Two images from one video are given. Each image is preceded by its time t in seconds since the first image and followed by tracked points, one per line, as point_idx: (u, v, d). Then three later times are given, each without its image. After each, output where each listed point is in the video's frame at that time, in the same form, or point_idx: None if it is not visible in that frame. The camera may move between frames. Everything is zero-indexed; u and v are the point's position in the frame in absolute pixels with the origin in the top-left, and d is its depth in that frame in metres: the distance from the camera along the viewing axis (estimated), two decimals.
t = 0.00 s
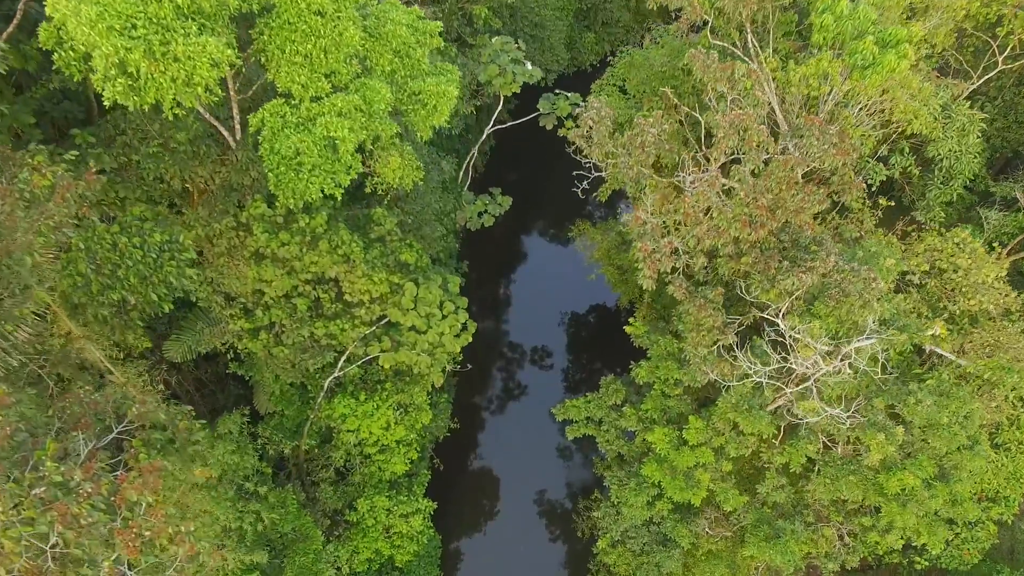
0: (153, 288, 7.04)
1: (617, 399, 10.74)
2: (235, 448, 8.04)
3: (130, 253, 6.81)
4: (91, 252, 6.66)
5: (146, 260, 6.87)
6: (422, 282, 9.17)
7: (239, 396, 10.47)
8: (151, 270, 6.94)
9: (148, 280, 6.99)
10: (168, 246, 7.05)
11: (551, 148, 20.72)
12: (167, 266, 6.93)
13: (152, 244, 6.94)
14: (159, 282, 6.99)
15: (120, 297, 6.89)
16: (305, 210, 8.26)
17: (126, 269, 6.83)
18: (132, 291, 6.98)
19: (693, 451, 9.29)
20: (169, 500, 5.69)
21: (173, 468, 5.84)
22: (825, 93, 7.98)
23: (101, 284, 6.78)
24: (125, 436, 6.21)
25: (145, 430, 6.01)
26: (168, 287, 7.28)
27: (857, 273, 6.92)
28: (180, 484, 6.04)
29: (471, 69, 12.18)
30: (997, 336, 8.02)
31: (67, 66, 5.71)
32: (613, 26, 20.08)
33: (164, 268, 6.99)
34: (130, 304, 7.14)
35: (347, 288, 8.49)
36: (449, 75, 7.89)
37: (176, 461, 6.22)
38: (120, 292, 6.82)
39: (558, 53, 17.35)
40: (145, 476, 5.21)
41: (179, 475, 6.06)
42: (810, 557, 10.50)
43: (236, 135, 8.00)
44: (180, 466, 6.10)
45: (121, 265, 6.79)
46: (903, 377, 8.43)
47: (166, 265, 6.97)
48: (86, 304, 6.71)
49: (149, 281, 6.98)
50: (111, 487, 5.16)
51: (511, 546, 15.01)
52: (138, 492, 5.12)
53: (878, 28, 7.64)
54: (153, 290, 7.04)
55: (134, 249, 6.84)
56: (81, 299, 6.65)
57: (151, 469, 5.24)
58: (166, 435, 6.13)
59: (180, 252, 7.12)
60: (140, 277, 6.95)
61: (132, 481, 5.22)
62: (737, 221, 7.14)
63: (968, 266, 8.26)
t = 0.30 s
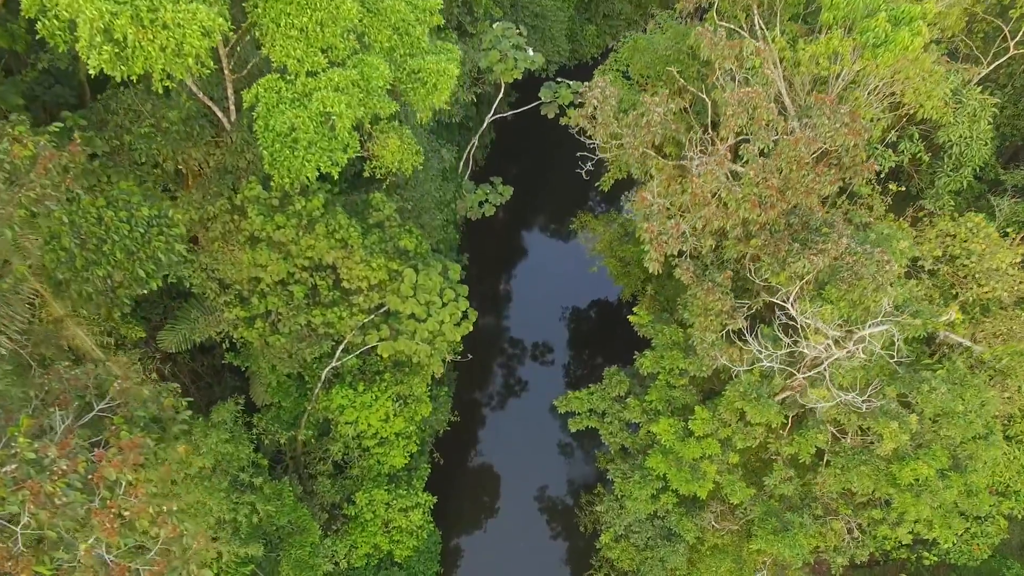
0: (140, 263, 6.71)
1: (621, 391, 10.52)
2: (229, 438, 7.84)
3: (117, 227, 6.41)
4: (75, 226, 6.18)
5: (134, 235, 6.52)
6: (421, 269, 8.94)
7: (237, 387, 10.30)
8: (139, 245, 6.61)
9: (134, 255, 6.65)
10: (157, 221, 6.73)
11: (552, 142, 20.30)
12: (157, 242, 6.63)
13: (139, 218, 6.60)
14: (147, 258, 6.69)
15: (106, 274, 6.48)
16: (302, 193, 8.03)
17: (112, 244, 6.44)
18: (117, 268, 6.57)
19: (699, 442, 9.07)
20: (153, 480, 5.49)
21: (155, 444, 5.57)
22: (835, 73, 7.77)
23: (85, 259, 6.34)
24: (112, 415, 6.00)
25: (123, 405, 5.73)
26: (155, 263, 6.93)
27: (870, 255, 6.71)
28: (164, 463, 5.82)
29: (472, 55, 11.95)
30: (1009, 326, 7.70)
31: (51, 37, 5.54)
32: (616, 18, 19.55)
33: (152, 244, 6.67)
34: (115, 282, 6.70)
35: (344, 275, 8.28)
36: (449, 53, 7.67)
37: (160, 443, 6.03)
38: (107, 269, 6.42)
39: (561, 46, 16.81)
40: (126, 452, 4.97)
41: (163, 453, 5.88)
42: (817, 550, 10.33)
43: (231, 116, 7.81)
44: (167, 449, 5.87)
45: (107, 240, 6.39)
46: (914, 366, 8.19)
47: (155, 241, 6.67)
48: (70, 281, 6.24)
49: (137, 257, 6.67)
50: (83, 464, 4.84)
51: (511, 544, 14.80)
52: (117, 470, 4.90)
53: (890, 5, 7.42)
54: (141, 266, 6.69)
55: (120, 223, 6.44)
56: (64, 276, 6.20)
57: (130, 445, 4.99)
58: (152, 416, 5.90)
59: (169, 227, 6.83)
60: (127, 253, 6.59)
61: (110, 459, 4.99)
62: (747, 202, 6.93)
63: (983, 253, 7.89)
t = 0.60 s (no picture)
0: (127, 240, 6.38)
1: (624, 383, 10.32)
2: (223, 427, 7.65)
3: (102, 202, 6.18)
4: (59, 200, 5.98)
5: (121, 210, 6.26)
6: (421, 256, 8.73)
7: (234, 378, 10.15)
8: (126, 220, 6.31)
9: (121, 231, 6.35)
10: (146, 196, 6.49)
11: (553, 137, 19.95)
12: (145, 217, 6.37)
13: (126, 192, 6.35)
14: (134, 235, 6.38)
15: (92, 251, 6.23)
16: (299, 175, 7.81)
17: (98, 220, 6.21)
18: (104, 245, 6.30)
19: (705, 434, 8.87)
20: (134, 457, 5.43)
21: (136, 421, 5.54)
22: (845, 53, 7.58)
23: (69, 235, 6.10)
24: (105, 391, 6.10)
25: (111, 391, 5.52)
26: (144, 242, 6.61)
27: (882, 238, 6.53)
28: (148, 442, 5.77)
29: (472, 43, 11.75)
30: (1020, 316, 7.46)
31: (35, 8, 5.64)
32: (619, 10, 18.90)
33: (140, 220, 6.40)
34: (102, 261, 6.39)
35: (341, 262, 8.10)
36: (450, 34, 7.48)
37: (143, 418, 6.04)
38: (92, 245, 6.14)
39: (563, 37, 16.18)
40: (104, 428, 4.96)
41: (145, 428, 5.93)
42: (824, 544, 10.17)
43: (226, 98, 7.62)
44: (149, 426, 5.90)
45: (93, 215, 6.17)
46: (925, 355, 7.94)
47: (143, 216, 6.39)
48: (53, 258, 6.01)
49: (123, 234, 6.36)
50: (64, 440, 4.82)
51: (511, 543, 14.61)
52: (96, 446, 4.85)
53: None
54: (128, 243, 6.37)
55: (107, 197, 6.20)
56: (47, 252, 5.99)
57: (110, 421, 4.98)
58: (137, 397, 5.81)
59: (158, 203, 6.56)
60: (113, 229, 6.29)
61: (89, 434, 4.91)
62: (755, 183, 6.74)
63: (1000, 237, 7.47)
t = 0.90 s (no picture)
0: (109, 215, 6.29)
1: (625, 375, 10.12)
2: (216, 417, 7.46)
3: (85, 175, 5.98)
4: (37, 172, 5.65)
5: (106, 184, 6.13)
6: (418, 244, 8.54)
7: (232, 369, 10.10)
8: (110, 195, 6.21)
9: (104, 206, 6.24)
10: (130, 170, 6.41)
11: (552, 134, 19.66)
12: (131, 191, 6.31)
13: (110, 166, 6.21)
14: (119, 210, 6.30)
15: (73, 224, 6.08)
16: (294, 159, 7.63)
17: (81, 193, 6.01)
18: (86, 219, 6.16)
19: (709, 426, 8.67)
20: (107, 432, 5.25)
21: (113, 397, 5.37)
22: (852, 35, 7.41)
23: (49, 209, 5.83)
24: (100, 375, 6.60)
25: (97, 376, 5.32)
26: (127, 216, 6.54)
27: (892, 222, 6.33)
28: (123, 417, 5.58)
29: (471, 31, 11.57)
30: None
31: None
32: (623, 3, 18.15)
33: (125, 194, 6.31)
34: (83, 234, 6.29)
35: (337, 249, 7.92)
36: (449, 14, 7.29)
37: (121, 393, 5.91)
38: (76, 220, 5.98)
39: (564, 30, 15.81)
40: (75, 402, 4.80)
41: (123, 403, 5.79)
42: (829, 540, 10.00)
43: (219, 80, 7.43)
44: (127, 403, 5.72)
45: (75, 188, 5.97)
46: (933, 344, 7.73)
47: (128, 191, 6.32)
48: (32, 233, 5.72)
49: (107, 209, 6.25)
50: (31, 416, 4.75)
51: (511, 542, 14.41)
52: (65, 422, 4.70)
53: None
54: (111, 218, 6.28)
55: (90, 171, 6.00)
56: (27, 227, 5.69)
57: (81, 396, 4.80)
58: (125, 383, 5.61)
59: (143, 176, 6.52)
60: (97, 203, 6.17)
61: (58, 408, 4.73)
62: (762, 164, 6.56)
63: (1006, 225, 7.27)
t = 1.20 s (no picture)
0: (88, 187, 6.24)
1: (626, 367, 9.92)
2: (205, 407, 7.28)
3: (62, 146, 5.88)
4: (11, 141, 5.59)
5: (84, 156, 6.04)
6: (414, 231, 8.34)
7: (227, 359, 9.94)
8: (89, 167, 6.15)
9: (82, 178, 6.18)
10: (110, 142, 6.35)
11: (553, 128, 19.29)
12: (111, 164, 6.27)
13: (89, 137, 6.12)
14: (97, 182, 6.27)
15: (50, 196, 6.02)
16: (286, 142, 7.44)
17: (57, 164, 5.92)
18: (63, 190, 6.10)
19: (712, 418, 8.46)
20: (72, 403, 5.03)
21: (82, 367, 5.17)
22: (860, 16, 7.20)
23: (25, 179, 5.75)
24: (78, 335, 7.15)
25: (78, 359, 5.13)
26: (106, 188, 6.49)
27: (901, 204, 6.13)
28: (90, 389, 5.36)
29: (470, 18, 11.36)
30: None
31: None
32: None
33: (104, 166, 6.27)
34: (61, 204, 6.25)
35: (331, 235, 7.74)
36: None
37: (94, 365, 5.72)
38: (52, 192, 5.90)
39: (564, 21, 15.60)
40: (36, 372, 4.58)
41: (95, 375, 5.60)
42: (834, 535, 9.80)
43: (210, 62, 7.25)
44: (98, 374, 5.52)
45: (52, 159, 5.87)
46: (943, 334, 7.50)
47: (108, 164, 6.28)
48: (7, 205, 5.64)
49: (85, 181, 6.19)
50: None
51: (510, 541, 14.22)
52: (26, 393, 4.49)
53: None
54: (90, 191, 6.24)
55: (68, 142, 5.91)
56: None
57: (42, 364, 4.58)
58: (108, 368, 5.42)
59: (123, 148, 6.46)
60: (74, 175, 6.10)
61: (20, 380, 4.52)
62: (767, 145, 6.37)
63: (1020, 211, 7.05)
